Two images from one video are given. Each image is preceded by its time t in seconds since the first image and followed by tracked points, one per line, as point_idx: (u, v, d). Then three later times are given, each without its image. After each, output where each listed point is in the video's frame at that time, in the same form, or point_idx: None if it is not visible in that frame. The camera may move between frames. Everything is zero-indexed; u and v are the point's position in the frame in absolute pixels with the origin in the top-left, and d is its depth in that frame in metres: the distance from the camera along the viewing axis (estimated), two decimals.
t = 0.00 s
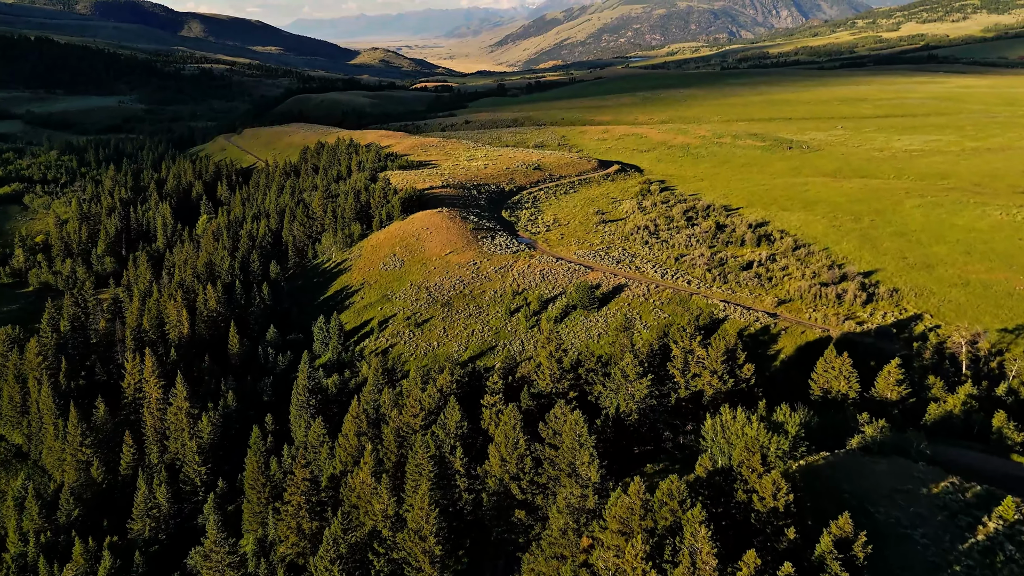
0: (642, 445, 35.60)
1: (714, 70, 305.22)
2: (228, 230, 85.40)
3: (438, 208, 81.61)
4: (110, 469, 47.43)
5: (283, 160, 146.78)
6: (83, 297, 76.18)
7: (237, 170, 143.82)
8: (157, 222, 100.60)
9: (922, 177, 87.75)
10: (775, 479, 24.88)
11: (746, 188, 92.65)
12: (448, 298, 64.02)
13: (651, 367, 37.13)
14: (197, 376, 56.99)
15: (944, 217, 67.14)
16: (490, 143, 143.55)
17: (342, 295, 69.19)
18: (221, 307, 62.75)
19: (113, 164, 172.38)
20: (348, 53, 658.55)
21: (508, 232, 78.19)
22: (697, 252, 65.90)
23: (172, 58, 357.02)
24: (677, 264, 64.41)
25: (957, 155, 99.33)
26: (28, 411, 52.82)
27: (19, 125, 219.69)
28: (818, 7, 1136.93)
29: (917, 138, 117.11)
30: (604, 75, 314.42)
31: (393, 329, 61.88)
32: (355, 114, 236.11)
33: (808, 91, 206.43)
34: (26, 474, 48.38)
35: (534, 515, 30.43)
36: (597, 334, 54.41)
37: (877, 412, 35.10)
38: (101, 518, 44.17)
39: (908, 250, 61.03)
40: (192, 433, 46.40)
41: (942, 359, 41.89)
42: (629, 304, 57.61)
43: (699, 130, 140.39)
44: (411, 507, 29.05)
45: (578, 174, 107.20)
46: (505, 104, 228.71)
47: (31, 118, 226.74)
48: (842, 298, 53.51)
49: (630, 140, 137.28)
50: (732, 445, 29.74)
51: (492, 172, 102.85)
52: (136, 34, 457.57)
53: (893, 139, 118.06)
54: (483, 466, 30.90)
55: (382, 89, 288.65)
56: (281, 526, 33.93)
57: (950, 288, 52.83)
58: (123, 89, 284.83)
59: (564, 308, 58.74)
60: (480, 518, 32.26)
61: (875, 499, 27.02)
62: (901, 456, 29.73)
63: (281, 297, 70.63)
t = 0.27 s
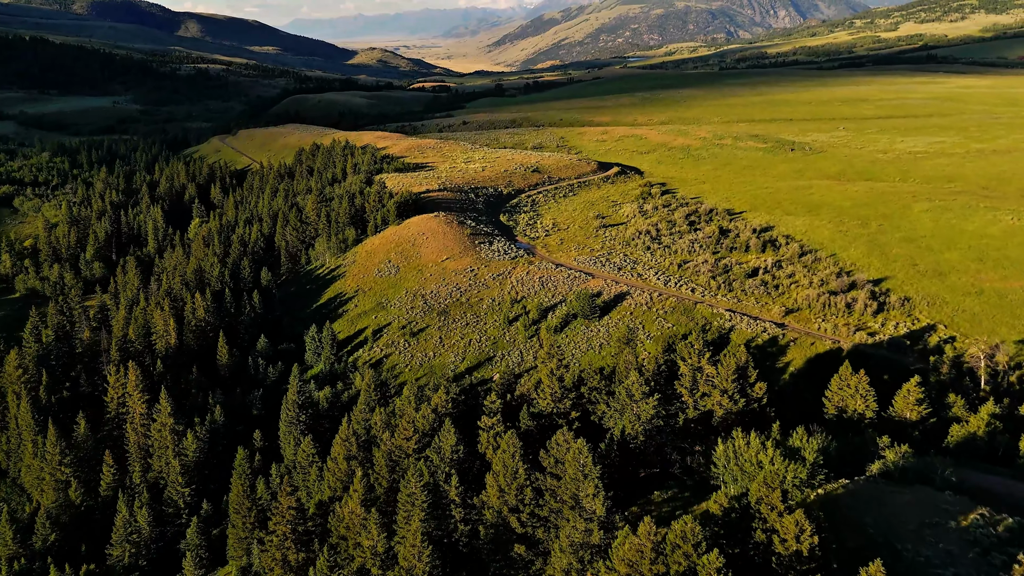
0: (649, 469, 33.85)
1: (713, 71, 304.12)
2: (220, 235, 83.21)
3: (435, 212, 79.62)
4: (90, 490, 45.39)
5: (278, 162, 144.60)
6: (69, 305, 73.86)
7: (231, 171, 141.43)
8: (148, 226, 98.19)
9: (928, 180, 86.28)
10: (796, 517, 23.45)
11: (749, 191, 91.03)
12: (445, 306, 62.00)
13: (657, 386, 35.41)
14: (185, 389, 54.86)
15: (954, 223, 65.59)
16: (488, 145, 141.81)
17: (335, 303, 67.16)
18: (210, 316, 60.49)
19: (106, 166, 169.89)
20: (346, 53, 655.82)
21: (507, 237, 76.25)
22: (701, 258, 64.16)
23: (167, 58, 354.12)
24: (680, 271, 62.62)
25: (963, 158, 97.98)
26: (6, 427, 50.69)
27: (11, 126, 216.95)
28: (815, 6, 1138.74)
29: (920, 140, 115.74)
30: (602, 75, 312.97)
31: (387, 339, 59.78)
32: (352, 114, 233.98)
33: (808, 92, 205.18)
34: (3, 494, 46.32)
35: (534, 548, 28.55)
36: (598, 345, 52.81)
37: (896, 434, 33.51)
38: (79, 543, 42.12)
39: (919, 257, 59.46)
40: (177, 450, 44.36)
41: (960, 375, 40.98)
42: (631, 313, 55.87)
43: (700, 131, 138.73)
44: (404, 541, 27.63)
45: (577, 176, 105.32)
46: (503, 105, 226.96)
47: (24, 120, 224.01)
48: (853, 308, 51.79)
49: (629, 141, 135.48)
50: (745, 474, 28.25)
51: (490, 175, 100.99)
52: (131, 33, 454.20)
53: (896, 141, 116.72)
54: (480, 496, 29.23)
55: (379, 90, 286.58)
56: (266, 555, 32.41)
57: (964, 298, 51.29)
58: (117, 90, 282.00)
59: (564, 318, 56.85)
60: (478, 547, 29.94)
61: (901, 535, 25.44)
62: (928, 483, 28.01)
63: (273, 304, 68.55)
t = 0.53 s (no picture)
0: (656, 494, 31.67)
1: (712, 71, 302.67)
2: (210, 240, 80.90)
3: (432, 217, 77.61)
4: (67, 512, 43.02)
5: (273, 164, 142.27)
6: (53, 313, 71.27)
7: (225, 173, 139.01)
8: (139, 230, 95.74)
9: (936, 184, 84.75)
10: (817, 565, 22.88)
11: (753, 195, 89.23)
12: (442, 314, 59.93)
13: (665, 409, 33.46)
14: (170, 402, 52.64)
15: (966, 228, 64.01)
16: (487, 146, 139.99)
17: (328, 311, 64.77)
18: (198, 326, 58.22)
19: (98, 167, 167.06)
20: (343, 53, 653.02)
21: (505, 242, 74.23)
22: (706, 266, 62.28)
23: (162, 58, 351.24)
24: (684, 279, 60.73)
25: (969, 160, 96.52)
26: None
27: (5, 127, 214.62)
28: (812, 7, 1140.36)
29: (924, 142, 114.36)
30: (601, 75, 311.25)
31: (382, 349, 57.63)
32: (349, 115, 231.83)
33: (807, 92, 204.10)
34: None
35: None
36: (601, 356, 50.97)
37: (919, 459, 31.51)
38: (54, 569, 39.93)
39: (931, 264, 57.82)
40: (159, 471, 42.17)
41: (982, 394, 40.11)
42: (634, 323, 53.95)
43: (700, 132, 137.01)
44: None
45: (577, 179, 103.40)
46: (501, 105, 225.22)
47: (17, 121, 221.27)
48: (865, 318, 50.05)
49: (629, 143, 133.59)
50: (763, 508, 26.43)
51: (488, 178, 99.04)
52: (126, 33, 450.49)
53: (899, 143, 115.17)
54: (478, 533, 27.55)
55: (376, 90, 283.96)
56: None
57: (980, 308, 49.66)
58: (112, 90, 279.16)
59: (565, 328, 54.91)
60: None
61: None
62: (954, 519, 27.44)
63: (264, 313, 66.31)
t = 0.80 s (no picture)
0: (665, 524, 30.82)
1: (712, 71, 300.93)
2: (200, 245, 78.68)
3: (428, 222, 75.57)
4: (42, 537, 40.67)
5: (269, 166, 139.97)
6: (37, 322, 68.83)
7: (219, 176, 136.69)
8: (129, 235, 93.35)
9: (944, 187, 82.99)
10: None
11: (757, 198, 87.38)
12: (438, 324, 57.85)
13: (675, 434, 31.63)
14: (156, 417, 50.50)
15: (979, 234, 62.19)
16: (485, 148, 137.98)
17: (321, 320, 62.59)
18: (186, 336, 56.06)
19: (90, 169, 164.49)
20: (341, 53, 650.40)
21: (504, 248, 72.27)
22: (711, 273, 60.41)
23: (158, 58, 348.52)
24: (689, 287, 58.83)
25: (976, 162, 94.87)
26: None
27: None
28: (811, 7, 1139.79)
29: (929, 143, 112.62)
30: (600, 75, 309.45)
31: (376, 361, 55.50)
32: (346, 116, 229.61)
33: (808, 93, 202.46)
34: None
35: None
36: (604, 370, 49.22)
37: (946, 488, 29.73)
38: None
39: (944, 272, 56.04)
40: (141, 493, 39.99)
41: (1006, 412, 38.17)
42: (637, 333, 52.06)
43: (702, 134, 135.17)
44: None
45: (577, 182, 101.39)
46: (500, 106, 223.24)
47: (10, 122, 218.64)
48: (878, 329, 48.19)
49: (629, 145, 131.61)
50: (783, 546, 24.70)
51: (486, 181, 97.01)
52: (122, 32, 447.52)
53: (904, 145, 113.44)
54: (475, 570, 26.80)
55: (374, 91, 281.81)
56: None
57: (996, 319, 47.87)
58: (106, 90, 276.47)
59: (567, 339, 52.93)
60: None
61: None
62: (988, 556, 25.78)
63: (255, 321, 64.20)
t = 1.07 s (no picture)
0: (675, 558, 29.71)
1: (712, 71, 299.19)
2: (191, 250, 76.56)
3: (426, 227, 73.52)
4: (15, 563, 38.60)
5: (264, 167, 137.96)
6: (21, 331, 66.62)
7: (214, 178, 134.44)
8: (120, 239, 91.15)
9: (953, 191, 81.19)
10: None
11: (762, 202, 85.52)
12: (436, 334, 55.76)
13: (688, 462, 30.50)
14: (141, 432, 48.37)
15: (993, 240, 60.36)
16: (484, 150, 136.10)
17: (314, 329, 60.41)
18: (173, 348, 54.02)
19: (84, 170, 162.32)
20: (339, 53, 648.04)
21: (503, 254, 70.25)
22: (718, 281, 58.48)
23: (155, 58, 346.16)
24: (695, 296, 56.93)
25: (984, 164, 93.12)
26: None
27: None
28: (810, 7, 1139.22)
29: (935, 145, 110.85)
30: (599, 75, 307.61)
31: (370, 373, 53.33)
32: (344, 116, 227.43)
33: (810, 93, 200.73)
34: None
35: None
36: (608, 383, 47.30)
37: (978, 520, 27.76)
38: None
39: (959, 280, 54.20)
40: (121, 518, 38.12)
41: None
42: (642, 345, 50.12)
43: (704, 135, 133.37)
44: None
45: (578, 185, 99.44)
46: (499, 106, 221.32)
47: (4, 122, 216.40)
48: (893, 341, 46.37)
49: (630, 146, 129.64)
50: None
51: (485, 184, 94.92)
52: (119, 32, 445.08)
53: (910, 147, 111.59)
54: None
55: (372, 91, 279.74)
56: None
57: (1016, 330, 46.02)
58: (102, 90, 274.11)
59: (568, 351, 50.88)
60: None
61: None
62: None
63: (246, 331, 62.13)
